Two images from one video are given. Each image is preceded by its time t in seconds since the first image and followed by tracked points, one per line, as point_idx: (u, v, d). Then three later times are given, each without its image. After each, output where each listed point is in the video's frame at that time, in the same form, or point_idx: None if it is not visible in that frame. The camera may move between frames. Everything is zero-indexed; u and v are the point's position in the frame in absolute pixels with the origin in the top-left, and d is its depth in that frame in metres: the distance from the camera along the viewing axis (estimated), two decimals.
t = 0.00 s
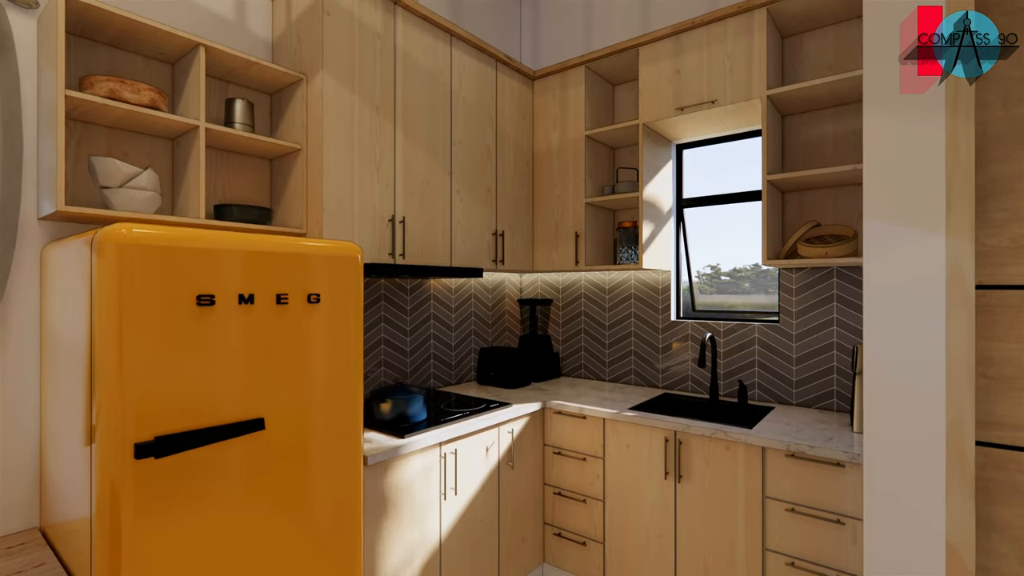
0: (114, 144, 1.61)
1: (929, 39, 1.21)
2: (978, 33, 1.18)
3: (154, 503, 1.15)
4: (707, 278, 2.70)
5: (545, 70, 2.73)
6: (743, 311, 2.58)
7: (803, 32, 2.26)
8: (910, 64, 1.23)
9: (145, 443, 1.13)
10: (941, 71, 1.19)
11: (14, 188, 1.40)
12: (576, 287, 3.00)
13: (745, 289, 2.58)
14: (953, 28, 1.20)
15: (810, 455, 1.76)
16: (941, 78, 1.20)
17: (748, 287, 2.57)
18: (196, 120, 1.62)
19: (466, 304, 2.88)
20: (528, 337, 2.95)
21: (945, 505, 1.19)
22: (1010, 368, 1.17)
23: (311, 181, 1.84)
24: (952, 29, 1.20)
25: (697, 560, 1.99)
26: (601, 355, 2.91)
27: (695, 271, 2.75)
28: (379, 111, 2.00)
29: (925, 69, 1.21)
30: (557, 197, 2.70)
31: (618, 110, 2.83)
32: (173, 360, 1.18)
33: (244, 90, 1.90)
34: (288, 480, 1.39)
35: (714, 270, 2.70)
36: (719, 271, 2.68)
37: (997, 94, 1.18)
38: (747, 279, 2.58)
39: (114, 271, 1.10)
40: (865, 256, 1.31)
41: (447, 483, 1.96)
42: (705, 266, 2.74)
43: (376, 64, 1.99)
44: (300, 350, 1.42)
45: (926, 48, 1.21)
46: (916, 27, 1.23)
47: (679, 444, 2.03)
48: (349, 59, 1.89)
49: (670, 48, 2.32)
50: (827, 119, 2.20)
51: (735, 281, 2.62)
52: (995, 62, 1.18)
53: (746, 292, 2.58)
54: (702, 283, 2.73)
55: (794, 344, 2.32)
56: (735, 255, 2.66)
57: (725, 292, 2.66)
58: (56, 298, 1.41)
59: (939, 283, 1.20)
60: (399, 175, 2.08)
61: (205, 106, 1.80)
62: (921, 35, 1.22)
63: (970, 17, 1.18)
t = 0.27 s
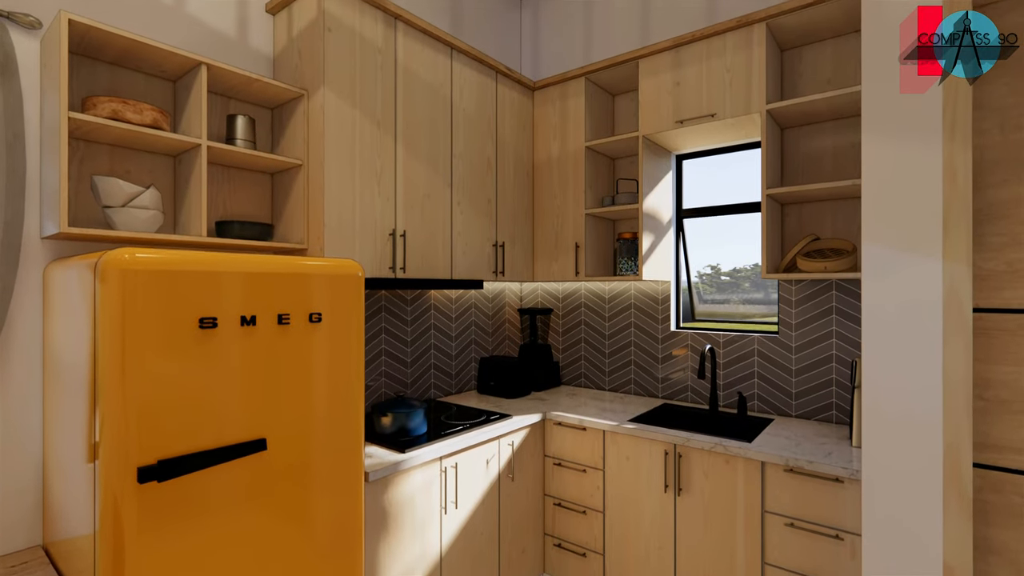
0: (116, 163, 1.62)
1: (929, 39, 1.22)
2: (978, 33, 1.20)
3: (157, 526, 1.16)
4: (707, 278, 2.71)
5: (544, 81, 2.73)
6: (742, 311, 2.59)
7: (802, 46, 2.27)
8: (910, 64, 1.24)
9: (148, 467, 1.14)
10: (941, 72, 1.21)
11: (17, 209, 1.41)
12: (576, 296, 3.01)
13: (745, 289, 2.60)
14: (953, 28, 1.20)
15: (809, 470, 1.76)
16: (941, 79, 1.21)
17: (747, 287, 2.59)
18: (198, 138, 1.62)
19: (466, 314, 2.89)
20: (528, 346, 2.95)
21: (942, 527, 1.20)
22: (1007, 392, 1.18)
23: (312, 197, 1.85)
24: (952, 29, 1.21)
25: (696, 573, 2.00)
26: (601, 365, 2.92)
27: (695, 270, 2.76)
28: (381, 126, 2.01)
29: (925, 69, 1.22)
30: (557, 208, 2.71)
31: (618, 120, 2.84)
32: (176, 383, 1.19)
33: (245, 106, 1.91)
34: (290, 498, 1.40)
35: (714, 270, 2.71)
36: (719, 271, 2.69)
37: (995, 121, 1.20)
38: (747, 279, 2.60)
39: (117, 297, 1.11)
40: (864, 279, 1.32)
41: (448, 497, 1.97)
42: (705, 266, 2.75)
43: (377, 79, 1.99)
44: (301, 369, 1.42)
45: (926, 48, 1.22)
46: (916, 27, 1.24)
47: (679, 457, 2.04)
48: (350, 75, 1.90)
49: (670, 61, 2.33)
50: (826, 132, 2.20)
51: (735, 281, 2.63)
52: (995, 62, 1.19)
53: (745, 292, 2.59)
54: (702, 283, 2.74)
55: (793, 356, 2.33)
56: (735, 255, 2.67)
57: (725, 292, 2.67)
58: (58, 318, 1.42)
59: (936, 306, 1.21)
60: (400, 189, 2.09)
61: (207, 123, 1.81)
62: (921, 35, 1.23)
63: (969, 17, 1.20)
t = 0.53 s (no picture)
0: (118, 181, 1.63)
1: (929, 39, 1.21)
2: (977, 33, 1.18)
3: (160, 549, 1.17)
4: (707, 278, 2.72)
5: (544, 91, 2.74)
6: (742, 311, 2.61)
7: (801, 59, 2.27)
8: (910, 64, 1.24)
9: (152, 490, 1.14)
10: (941, 71, 1.21)
11: (20, 229, 1.42)
12: (576, 305, 3.01)
13: (745, 289, 2.61)
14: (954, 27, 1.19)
15: (809, 486, 1.77)
16: (941, 78, 1.21)
17: (748, 287, 2.61)
18: (200, 156, 1.63)
19: (466, 324, 2.89)
20: (528, 355, 2.96)
21: (940, 549, 1.20)
22: (1005, 415, 1.19)
23: (313, 212, 1.86)
24: (952, 29, 1.19)
25: None
26: (601, 374, 2.93)
27: (695, 271, 2.77)
28: (381, 141, 2.02)
29: (925, 69, 1.23)
30: (557, 219, 2.72)
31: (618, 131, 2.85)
32: (179, 405, 1.20)
33: (246, 121, 1.92)
34: (292, 517, 1.41)
35: (714, 270, 2.72)
36: (719, 271, 2.70)
37: (992, 144, 1.20)
38: (748, 279, 2.61)
39: (120, 322, 1.12)
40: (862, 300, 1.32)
41: (448, 510, 1.98)
42: (705, 266, 2.76)
43: (378, 94, 2.00)
44: (303, 388, 1.43)
45: (926, 48, 1.21)
46: (916, 27, 1.23)
47: (679, 470, 2.05)
48: (351, 91, 1.90)
49: (670, 73, 2.34)
50: (825, 145, 2.21)
51: (735, 281, 2.65)
52: (995, 62, 1.19)
53: (746, 292, 2.61)
54: (702, 283, 2.75)
55: (792, 367, 2.33)
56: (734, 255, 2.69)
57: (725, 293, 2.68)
58: (61, 337, 1.42)
59: (934, 329, 1.21)
60: (401, 203, 2.10)
61: (208, 139, 1.82)
62: (921, 35, 1.22)
63: (970, 16, 1.17)
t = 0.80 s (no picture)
0: (120, 199, 1.63)
1: (929, 39, 1.22)
2: (978, 33, 1.17)
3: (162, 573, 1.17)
4: (708, 278, 2.73)
5: (545, 102, 2.75)
6: (742, 310, 2.66)
7: (800, 72, 2.28)
8: (910, 64, 1.24)
9: (154, 513, 1.15)
10: (941, 71, 1.21)
11: (23, 250, 1.42)
12: (576, 315, 3.02)
13: (745, 289, 2.67)
14: (954, 28, 1.20)
15: (808, 501, 1.77)
16: (942, 78, 1.21)
17: (748, 287, 2.66)
18: (201, 174, 1.64)
19: (466, 334, 2.90)
20: (528, 365, 2.97)
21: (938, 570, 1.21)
22: (1003, 438, 1.19)
23: (314, 228, 1.86)
24: (952, 29, 1.20)
25: None
26: (601, 384, 2.93)
27: (694, 271, 2.77)
28: (382, 155, 2.02)
29: (925, 69, 1.23)
30: (557, 229, 2.73)
31: (618, 142, 2.86)
32: (181, 428, 1.20)
33: (247, 137, 1.93)
34: (293, 536, 1.42)
35: (714, 270, 2.72)
36: (719, 271, 2.71)
37: (990, 169, 1.21)
38: (747, 279, 2.66)
39: (122, 346, 1.12)
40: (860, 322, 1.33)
41: (449, 524, 1.98)
42: (704, 266, 2.76)
43: (379, 109, 2.01)
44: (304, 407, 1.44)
45: (926, 47, 1.22)
46: (916, 28, 1.24)
47: (678, 483, 2.06)
48: (352, 106, 1.91)
49: (670, 86, 2.34)
50: (825, 159, 2.22)
51: (735, 281, 2.68)
52: (995, 62, 1.19)
53: (746, 292, 2.66)
54: (702, 283, 2.75)
55: (792, 379, 2.34)
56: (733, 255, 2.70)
57: (725, 292, 2.70)
58: (64, 356, 1.43)
59: (932, 353, 1.22)
60: (401, 217, 2.10)
61: (209, 155, 1.83)
62: (921, 35, 1.23)
63: (970, 16, 1.18)
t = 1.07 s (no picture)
0: (122, 217, 1.64)
1: (928, 39, 1.23)
2: (978, 33, 1.17)
3: None
4: (707, 278, 2.72)
5: (545, 113, 2.75)
6: (743, 310, 2.64)
7: (800, 85, 2.29)
8: (910, 64, 1.24)
9: (156, 537, 1.16)
10: (941, 71, 1.21)
11: (25, 270, 1.43)
12: (576, 324, 3.03)
13: (745, 289, 2.65)
14: (953, 28, 1.20)
15: (807, 516, 1.78)
16: (941, 78, 1.22)
17: (748, 286, 2.64)
18: (203, 192, 1.65)
19: (466, 343, 2.90)
20: (528, 374, 2.97)
21: None
22: (1000, 460, 1.20)
23: (315, 243, 1.87)
24: (952, 29, 1.20)
25: None
26: (601, 393, 2.94)
27: (694, 271, 2.77)
28: (382, 170, 2.03)
29: (925, 69, 1.23)
30: (557, 240, 2.73)
31: (618, 152, 2.86)
32: (183, 451, 1.21)
33: (248, 152, 1.93)
34: (294, 555, 1.42)
35: (714, 270, 2.71)
36: (719, 271, 2.70)
37: (988, 193, 1.22)
38: (748, 279, 2.64)
39: (125, 371, 1.13)
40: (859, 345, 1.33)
41: (449, 538, 1.99)
42: (704, 266, 2.75)
43: (379, 123, 2.02)
44: (306, 426, 1.44)
45: (926, 48, 1.22)
46: (916, 27, 1.24)
47: (678, 496, 2.06)
48: (353, 122, 1.92)
49: (670, 99, 2.35)
50: (824, 172, 2.22)
51: (735, 281, 2.66)
52: (995, 62, 1.17)
53: (746, 291, 2.64)
54: (702, 282, 2.75)
55: (791, 391, 2.35)
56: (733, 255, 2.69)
57: (725, 292, 2.69)
58: (66, 375, 1.43)
59: (930, 376, 1.23)
60: (402, 230, 2.11)
61: (211, 171, 1.83)
62: (921, 35, 1.23)
63: (970, 16, 1.18)
